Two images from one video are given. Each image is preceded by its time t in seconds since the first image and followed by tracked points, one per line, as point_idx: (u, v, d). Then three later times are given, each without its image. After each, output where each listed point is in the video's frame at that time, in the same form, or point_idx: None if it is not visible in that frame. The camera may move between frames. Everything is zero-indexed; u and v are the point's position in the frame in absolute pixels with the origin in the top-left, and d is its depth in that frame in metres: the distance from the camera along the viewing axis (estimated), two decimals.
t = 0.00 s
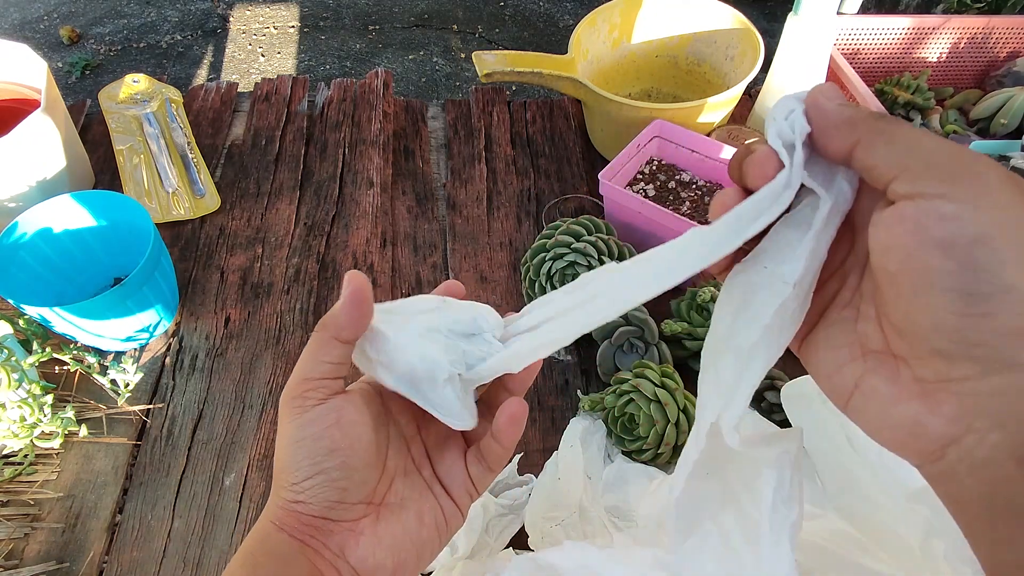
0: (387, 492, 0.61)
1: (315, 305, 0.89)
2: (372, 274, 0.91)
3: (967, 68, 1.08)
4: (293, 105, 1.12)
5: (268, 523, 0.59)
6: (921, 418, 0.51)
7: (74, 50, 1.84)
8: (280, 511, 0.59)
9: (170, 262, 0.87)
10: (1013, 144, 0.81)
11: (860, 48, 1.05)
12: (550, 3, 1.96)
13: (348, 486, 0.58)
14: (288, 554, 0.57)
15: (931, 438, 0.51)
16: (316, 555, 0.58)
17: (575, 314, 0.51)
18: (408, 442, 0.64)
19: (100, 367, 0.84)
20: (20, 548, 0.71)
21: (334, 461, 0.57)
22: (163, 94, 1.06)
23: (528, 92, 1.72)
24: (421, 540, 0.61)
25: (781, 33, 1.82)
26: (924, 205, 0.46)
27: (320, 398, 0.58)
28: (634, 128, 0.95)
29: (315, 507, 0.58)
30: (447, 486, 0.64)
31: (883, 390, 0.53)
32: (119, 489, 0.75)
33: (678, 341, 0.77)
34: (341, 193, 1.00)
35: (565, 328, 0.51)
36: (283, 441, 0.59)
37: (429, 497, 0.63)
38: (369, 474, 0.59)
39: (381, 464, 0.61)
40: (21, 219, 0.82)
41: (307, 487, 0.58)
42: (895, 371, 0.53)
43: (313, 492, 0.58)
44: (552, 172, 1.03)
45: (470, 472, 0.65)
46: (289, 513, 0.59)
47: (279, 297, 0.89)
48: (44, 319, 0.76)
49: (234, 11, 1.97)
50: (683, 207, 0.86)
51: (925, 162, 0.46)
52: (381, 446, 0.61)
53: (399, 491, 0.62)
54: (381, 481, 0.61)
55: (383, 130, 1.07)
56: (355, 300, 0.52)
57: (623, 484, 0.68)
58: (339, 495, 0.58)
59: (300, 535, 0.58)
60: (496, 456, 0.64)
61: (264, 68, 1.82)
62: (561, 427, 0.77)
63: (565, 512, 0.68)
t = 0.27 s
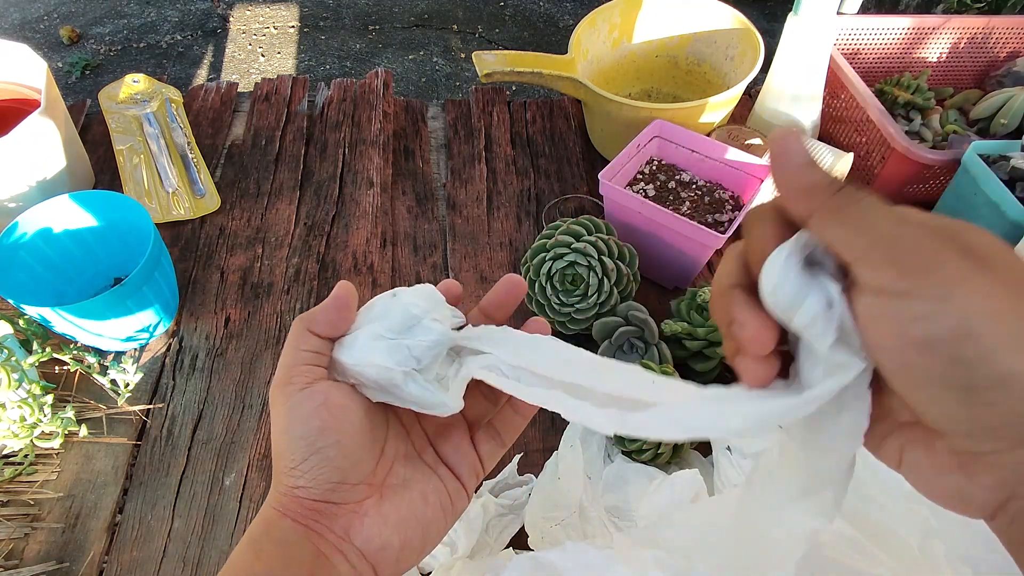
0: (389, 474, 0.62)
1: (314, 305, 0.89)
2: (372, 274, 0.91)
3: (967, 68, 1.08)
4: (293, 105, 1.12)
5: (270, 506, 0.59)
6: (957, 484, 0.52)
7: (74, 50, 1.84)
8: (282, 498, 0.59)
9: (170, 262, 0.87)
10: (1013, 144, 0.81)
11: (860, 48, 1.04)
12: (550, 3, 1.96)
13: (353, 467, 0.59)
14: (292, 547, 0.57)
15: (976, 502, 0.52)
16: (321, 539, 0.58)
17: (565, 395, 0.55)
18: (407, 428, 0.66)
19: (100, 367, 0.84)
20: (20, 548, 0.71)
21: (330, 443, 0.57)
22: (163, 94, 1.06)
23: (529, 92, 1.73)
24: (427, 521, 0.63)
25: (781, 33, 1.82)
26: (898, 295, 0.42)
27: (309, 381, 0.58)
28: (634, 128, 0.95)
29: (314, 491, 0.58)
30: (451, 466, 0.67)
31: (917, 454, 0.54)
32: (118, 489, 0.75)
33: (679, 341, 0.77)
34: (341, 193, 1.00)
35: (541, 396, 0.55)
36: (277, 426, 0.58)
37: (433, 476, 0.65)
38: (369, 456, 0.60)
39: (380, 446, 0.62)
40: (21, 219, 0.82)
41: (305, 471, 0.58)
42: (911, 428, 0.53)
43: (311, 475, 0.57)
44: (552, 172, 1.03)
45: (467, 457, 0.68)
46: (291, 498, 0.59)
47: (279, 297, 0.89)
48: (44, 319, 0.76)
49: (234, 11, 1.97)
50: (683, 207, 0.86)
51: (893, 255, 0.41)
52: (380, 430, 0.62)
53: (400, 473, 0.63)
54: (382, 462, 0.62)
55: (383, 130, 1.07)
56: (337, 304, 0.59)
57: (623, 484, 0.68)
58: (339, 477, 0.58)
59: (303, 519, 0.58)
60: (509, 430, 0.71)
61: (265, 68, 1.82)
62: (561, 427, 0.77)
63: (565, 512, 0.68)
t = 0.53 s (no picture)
0: (409, 467, 0.62)
1: (314, 305, 0.89)
2: (372, 274, 0.91)
3: (967, 68, 1.08)
4: (293, 105, 1.12)
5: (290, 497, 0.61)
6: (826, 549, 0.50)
7: (74, 50, 1.84)
8: (299, 491, 0.60)
9: (170, 262, 0.87)
10: (1013, 144, 0.81)
11: (859, 48, 1.04)
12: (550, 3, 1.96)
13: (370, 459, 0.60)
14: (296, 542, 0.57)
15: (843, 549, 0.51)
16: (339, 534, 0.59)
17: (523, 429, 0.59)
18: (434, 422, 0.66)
19: (100, 367, 0.84)
20: (20, 548, 0.71)
21: (345, 434, 0.58)
22: (163, 94, 1.06)
23: (529, 92, 1.73)
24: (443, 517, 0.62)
25: (781, 33, 1.82)
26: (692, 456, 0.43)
27: (321, 373, 0.59)
28: (634, 128, 0.95)
29: (333, 484, 0.60)
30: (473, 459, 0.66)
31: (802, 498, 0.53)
32: (118, 489, 0.75)
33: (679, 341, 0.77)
34: (341, 193, 1.00)
35: (510, 425, 0.58)
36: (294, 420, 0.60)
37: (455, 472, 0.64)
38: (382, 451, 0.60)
39: (399, 440, 0.62)
40: (21, 219, 0.82)
41: (323, 463, 0.59)
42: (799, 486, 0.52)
43: (330, 467, 0.59)
44: (552, 172, 1.03)
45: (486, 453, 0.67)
46: (309, 492, 0.60)
47: (279, 297, 0.89)
48: (44, 319, 0.76)
49: (234, 11, 1.97)
50: (683, 207, 0.86)
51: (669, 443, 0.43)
52: (398, 427, 0.62)
53: (421, 468, 0.63)
54: (401, 456, 0.62)
55: (383, 130, 1.07)
56: (344, 298, 0.61)
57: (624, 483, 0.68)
58: (356, 469, 0.60)
59: (321, 513, 0.59)
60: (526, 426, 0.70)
61: (265, 68, 1.82)
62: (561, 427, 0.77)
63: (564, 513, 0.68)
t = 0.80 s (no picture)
0: (432, 487, 0.64)
1: (314, 305, 0.89)
2: (372, 274, 0.91)
3: (967, 68, 1.08)
4: (293, 105, 1.12)
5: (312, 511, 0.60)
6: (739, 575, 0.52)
7: (74, 50, 1.84)
8: (322, 504, 0.59)
9: (170, 262, 0.87)
10: (1012, 144, 0.81)
11: (859, 48, 1.05)
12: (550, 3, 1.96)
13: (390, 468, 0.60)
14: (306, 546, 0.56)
15: None
16: (364, 554, 0.59)
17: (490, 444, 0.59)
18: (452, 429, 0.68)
19: (100, 367, 0.84)
20: (20, 548, 0.71)
21: (378, 448, 0.59)
22: (163, 94, 1.06)
23: (529, 92, 1.73)
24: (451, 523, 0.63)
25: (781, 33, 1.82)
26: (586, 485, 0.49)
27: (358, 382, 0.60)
28: (634, 128, 0.95)
29: (361, 500, 0.60)
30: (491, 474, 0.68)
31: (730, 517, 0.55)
32: (118, 489, 0.75)
33: (679, 341, 0.77)
34: (341, 193, 1.00)
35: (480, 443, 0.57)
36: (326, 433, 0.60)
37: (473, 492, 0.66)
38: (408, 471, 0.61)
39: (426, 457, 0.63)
40: (21, 219, 0.82)
41: (355, 476, 0.59)
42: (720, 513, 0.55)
43: (359, 481, 0.59)
44: (552, 172, 1.03)
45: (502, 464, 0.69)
46: (333, 506, 0.59)
47: (279, 297, 0.89)
48: (44, 319, 0.76)
49: (234, 11, 1.97)
50: (683, 207, 0.86)
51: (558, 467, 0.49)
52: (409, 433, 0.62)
53: (443, 483, 0.64)
54: (426, 473, 0.63)
55: (383, 130, 1.07)
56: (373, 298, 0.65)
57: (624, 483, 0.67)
58: (385, 486, 0.60)
59: (346, 531, 0.59)
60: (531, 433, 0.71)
61: (265, 68, 1.82)
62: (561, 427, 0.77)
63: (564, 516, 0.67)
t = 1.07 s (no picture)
0: (410, 481, 0.62)
1: (314, 305, 0.89)
2: (372, 274, 0.91)
3: (967, 68, 1.08)
4: (293, 105, 1.12)
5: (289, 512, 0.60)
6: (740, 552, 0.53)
7: (74, 50, 1.84)
8: (301, 504, 0.59)
9: (170, 262, 0.87)
10: (1012, 144, 0.81)
11: (859, 48, 1.05)
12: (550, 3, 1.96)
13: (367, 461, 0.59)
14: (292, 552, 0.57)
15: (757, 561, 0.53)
16: (340, 548, 0.59)
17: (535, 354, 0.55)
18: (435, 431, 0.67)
19: (100, 367, 0.84)
20: (20, 548, 0.71)
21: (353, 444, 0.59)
22: (163, 94, 1.06)
23: (529, 92, 1.73)
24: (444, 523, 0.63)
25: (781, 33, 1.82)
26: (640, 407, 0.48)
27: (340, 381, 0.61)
28: (634, 128, 0.95)
29: (337, 496, 0.59)
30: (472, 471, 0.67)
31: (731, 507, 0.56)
32: (118, 489, 0.75)
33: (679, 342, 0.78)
34: (341, 193, 1.00)
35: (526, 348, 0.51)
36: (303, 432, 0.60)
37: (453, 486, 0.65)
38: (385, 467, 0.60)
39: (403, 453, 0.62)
40: (21, 219, 0.82)
41: (327, 474, 0.59)
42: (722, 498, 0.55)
43: (333, 478, 0.59)
44: (552, 172, 1.03)
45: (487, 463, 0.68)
46: (312, 505, 0.59)
47: (279, 297, 0.89)
48: (44, 319, 0.76)
49: (234, 11, 1.97)
50: (684, 207, 0.86)
51: (630, 378, 0.47)
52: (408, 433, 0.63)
53: (421, 480, 0.63)
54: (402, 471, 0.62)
55: (383, 130, 1.07)
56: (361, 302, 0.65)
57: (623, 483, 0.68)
58: (360, 482, 0.59)
59: (323, 529, 0.59)
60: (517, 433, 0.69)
61: (265, 68, 1.82)
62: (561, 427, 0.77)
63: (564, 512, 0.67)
